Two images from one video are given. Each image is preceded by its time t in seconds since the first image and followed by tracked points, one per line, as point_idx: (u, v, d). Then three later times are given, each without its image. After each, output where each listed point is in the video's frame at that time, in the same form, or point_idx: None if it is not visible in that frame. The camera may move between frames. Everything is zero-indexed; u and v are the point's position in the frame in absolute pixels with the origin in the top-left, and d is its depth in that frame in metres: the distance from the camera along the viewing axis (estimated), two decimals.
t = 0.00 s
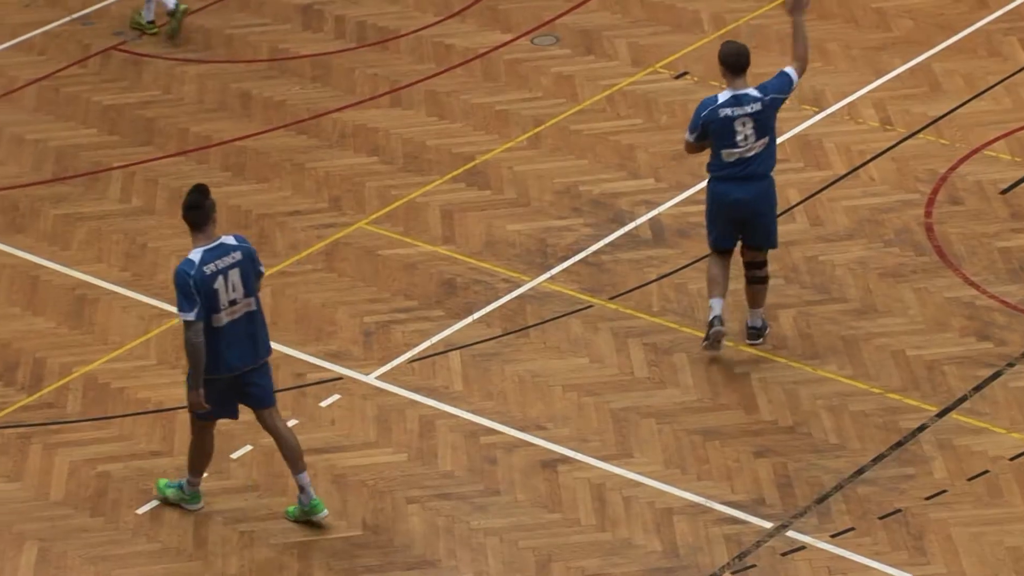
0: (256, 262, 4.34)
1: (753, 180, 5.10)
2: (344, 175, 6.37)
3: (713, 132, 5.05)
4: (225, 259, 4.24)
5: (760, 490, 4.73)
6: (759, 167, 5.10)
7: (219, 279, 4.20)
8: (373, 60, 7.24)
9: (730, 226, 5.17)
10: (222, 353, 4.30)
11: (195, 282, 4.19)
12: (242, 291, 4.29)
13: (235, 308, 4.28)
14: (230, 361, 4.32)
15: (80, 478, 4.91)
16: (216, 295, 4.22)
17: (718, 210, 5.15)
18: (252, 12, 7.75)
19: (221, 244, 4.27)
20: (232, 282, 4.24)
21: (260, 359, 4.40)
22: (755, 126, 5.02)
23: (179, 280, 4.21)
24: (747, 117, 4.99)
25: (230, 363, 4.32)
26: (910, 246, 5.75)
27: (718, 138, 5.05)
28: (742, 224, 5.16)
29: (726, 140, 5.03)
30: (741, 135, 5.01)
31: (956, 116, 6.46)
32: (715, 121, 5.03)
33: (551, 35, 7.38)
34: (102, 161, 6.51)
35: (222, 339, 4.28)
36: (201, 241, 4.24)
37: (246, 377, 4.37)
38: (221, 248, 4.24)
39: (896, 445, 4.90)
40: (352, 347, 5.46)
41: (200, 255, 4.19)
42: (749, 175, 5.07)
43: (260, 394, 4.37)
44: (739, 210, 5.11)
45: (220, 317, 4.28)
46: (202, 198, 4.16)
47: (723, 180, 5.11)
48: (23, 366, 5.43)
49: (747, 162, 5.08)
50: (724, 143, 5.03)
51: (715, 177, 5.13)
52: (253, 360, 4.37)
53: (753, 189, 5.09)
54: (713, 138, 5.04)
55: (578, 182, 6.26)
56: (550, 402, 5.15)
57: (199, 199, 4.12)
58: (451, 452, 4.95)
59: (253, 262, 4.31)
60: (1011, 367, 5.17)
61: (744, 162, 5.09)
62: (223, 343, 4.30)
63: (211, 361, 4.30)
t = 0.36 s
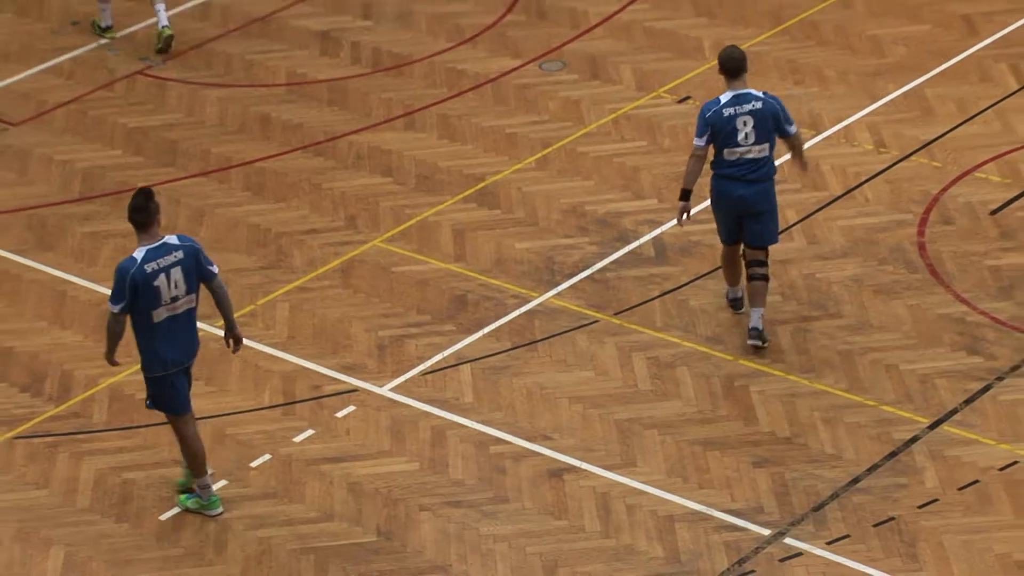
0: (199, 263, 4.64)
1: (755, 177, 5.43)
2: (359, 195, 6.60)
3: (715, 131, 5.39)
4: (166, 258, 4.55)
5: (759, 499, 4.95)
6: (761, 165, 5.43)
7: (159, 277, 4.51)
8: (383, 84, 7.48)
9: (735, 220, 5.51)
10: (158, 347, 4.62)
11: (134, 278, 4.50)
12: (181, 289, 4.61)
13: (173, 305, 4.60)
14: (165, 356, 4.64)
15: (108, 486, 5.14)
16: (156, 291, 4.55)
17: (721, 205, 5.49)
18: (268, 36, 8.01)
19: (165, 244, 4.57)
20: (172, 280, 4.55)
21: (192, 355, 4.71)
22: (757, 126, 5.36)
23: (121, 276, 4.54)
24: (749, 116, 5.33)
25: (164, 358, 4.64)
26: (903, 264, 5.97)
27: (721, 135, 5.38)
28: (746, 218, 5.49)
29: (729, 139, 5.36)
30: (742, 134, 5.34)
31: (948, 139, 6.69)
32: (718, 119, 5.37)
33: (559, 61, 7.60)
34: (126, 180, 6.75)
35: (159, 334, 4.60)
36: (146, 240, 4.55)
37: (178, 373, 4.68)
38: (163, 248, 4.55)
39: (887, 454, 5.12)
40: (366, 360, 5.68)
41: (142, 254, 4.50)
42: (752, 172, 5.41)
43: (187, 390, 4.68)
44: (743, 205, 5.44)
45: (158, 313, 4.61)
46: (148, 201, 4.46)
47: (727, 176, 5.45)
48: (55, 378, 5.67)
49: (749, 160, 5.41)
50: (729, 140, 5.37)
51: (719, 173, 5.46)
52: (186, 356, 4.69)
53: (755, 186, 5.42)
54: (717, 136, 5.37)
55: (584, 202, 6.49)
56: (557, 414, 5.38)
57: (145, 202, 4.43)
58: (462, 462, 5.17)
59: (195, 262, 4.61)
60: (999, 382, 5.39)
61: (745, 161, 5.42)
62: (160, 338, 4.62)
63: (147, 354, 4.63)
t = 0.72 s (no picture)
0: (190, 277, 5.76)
1: (716, 193, 6.62)
2: (383, 233, 7.73)
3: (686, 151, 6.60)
4: (165, 273, 5.64)
5: (718, 488, 6.02)
6: (722, 184, 6.60)
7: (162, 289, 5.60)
8: (391, 138, 8.63)
9: (698, 227, 6.69)
10: (159, 346, 5.70)
11: (142, 290, 5.57)
12: (177, 299, 5.71)
13: (172, 311, 5.68)
14: (164, 353, 5.72)
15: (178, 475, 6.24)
16: (158, 301, 5.63)
17: (689, 214, 6.70)
18: (310, 98, 9.14)
19: (165, 262, 5.66)
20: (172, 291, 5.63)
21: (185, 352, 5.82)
22: (720, 150, 6.54)
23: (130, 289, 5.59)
24: (713, 142, 6.51)
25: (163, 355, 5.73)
26: (840, 291, 7.07)
27: (690, 157, 6.58)
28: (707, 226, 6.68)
29: (696, 158, 6.57)
30: (707, 157, 6.53)
31: (877, 187, 7.81)
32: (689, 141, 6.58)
33: (551, 120, 8.72)
34: (186, 218, 7.89)
35: (161, 336, 5.68)
36: (148, 258, 5.63)
37: (175, 367, 5.77)
38: (163, 265, 5.64)
39: (826, 451, 6.19)
40: (389, 370, 6.79)
41: (147, 270, 5.57)
42: (713, 189, 6.58)
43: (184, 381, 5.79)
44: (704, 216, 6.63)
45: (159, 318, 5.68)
46: (154, 228, 5.55)
47: (693, 189, 6.65)
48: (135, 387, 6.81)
49: (711, 178, 6.60)
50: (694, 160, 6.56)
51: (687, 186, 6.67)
52: (181, 353, 5.79)
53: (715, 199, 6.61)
54: (686, 155, 6.58)
55: (573, 238, 7.60)
56: (549, 416, 6.48)
57: (151, 230, 5.51)
58: (469, 455, 6.27)
59: (188, 276, 5.72)
60: (916, 390, 6.47)
61: (709, 179, 6.61)
62: (161, 339, 5.70)
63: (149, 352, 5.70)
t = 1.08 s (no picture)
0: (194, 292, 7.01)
1: (700, 209, 8.17)
2: (405, 263, 9.12)
3: (678, 174, 8.13)
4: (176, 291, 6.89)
5: (685, 477, 7.27)
6: (706, 202, 8.15)
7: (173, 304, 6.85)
8: (406, 184, 10.02)
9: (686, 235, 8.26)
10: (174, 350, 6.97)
11: (158, 306, 6.82)
12: (187, 311, 6.98)
13: (183, 322, 6.95)
14: (177, 356, 7.02)
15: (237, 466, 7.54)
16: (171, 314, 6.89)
17: (680, 225, 8.27)
18: (343, 150, 10.55)
19: (174, 282, 6.91)
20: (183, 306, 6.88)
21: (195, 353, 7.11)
22: (705, 175, 8.07)
23: (149, 305, 6.83)
24: (699, 170, 8.03)
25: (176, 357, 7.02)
26: (789, 313, 8.39)
27: (680, 180, 8.12)
28: (693, 234, 8.25)
29: (685, 181, 8.11)
30: (694, 180, 8.07)
31: (821, 224, 9.17)
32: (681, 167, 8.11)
33: (546, 169, 10.11)
34: (239, 252, 9.29)
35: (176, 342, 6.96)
36: (160, 279, 6.88)
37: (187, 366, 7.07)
38: (173, 284, 6.89)
39: (776, 446, 7.45)
40: (409, 378, 8.11)
41: (160, 289, 6.81)
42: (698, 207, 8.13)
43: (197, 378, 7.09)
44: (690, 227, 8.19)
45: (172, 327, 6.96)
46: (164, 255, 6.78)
47: (683, 205, 8.21)
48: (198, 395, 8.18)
49: (697, 197, 8.15)
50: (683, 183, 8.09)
51: (677, 203, 8.22)
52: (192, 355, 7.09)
53: (700, 214, 8.17)
54: (677, 178, 8.12)
55: (564, 268, 8.96)
56: (544, 417, 7.78)
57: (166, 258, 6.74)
58: (476, 450, 7.56)
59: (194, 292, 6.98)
60: (849, 396, 7.75)
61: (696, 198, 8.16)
62: (176, 344, 6.99)
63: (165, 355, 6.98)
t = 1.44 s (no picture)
0: (199, 309, 8.44)
1: (690, 231, 9.69)
2: (425, 289, 10.65)
3: (669, 202, 9.67)
4: (182, 306, 8.36)
5: (663, 473, 8.61)
6: (694, 224, 9.67)
7: (178, 317, 8.33)
8: (427, 222, 11.61)
9: (678, 252, 9.74)
10: (178, 355, 8.46)
11: (166, 317, 8.33)
12: (192, 322, 8.45)
13: (186, 332, 8.41)
14: (182, 359, 8.50)
15: (283, 461, 8.94)
16: (178, 325, 8.37)
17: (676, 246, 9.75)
18: (374, 193, 12.15)
19: (182, 298, 8.39)
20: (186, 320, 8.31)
21: (196, 359, 8.56)
22: (693, 201, 9.62)
23: (159, 315, 8.37)
24: (689, 196, 9.57)
25: (181, 361, 8.49)
26: (752, 332, 9.82)
27: (673, 206, 9.66)
28: (684, 251, 9.73)
29: (677, 207, 9.64)
30: (684, 206, 9.60)
31: (781, 258, 10.65)
32: (673, 195, 9.66)
33: (545, 210, 11.70)
34: (284, 279, 10.82)
35: (180, 349, 8.43)
36: (171, 294, 8.39)
37: (188, 369, 8.52)
38: (181, 300, 8.37)
39: (740, 447, 8.78)
40: (428, 387, 9.55)
41: (169, 303, 8.31)
42: (688, 227, 9.64)
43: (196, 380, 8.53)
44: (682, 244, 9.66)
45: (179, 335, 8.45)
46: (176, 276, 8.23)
47: (675, 227, 9.73)
48: (247, 399, 9.53)
49: (687, 220, 9.67)
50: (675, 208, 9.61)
51: (670, 225, 9.74)
52: (193, 360, 8.54)
53: (690, 234, 9.66)
54: (669, 204, 9.66)
55: (561, 295, 10.47)
56: (543, 421, 9.17)
57: (174, 280, 8.20)
58: (485, 449, 8.93)
59: (199, 308, 8.41)
60: (803, 405, 9.10)
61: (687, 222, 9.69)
62: (181, 350, 8.46)
63: (172, 358, 8.48)
